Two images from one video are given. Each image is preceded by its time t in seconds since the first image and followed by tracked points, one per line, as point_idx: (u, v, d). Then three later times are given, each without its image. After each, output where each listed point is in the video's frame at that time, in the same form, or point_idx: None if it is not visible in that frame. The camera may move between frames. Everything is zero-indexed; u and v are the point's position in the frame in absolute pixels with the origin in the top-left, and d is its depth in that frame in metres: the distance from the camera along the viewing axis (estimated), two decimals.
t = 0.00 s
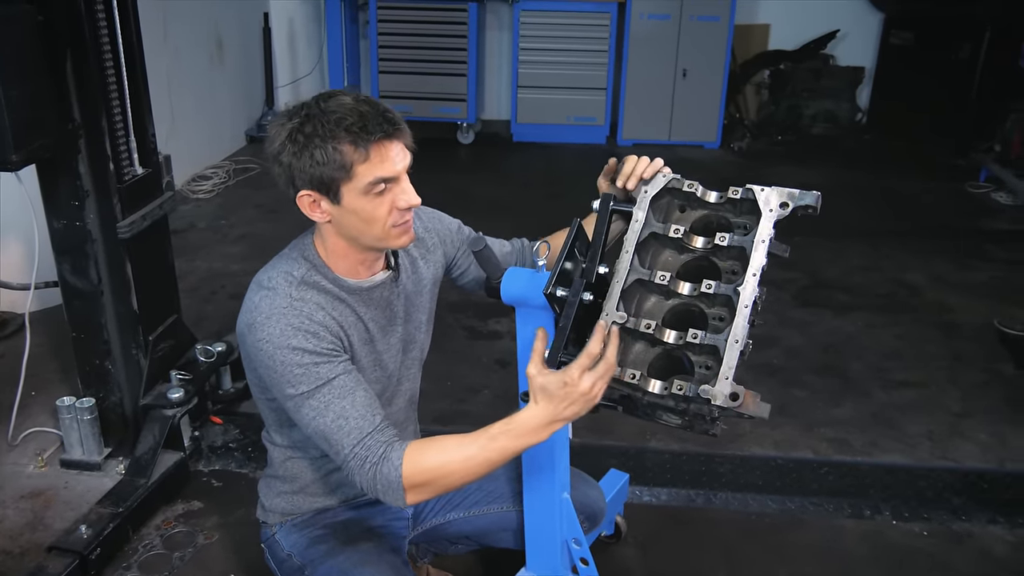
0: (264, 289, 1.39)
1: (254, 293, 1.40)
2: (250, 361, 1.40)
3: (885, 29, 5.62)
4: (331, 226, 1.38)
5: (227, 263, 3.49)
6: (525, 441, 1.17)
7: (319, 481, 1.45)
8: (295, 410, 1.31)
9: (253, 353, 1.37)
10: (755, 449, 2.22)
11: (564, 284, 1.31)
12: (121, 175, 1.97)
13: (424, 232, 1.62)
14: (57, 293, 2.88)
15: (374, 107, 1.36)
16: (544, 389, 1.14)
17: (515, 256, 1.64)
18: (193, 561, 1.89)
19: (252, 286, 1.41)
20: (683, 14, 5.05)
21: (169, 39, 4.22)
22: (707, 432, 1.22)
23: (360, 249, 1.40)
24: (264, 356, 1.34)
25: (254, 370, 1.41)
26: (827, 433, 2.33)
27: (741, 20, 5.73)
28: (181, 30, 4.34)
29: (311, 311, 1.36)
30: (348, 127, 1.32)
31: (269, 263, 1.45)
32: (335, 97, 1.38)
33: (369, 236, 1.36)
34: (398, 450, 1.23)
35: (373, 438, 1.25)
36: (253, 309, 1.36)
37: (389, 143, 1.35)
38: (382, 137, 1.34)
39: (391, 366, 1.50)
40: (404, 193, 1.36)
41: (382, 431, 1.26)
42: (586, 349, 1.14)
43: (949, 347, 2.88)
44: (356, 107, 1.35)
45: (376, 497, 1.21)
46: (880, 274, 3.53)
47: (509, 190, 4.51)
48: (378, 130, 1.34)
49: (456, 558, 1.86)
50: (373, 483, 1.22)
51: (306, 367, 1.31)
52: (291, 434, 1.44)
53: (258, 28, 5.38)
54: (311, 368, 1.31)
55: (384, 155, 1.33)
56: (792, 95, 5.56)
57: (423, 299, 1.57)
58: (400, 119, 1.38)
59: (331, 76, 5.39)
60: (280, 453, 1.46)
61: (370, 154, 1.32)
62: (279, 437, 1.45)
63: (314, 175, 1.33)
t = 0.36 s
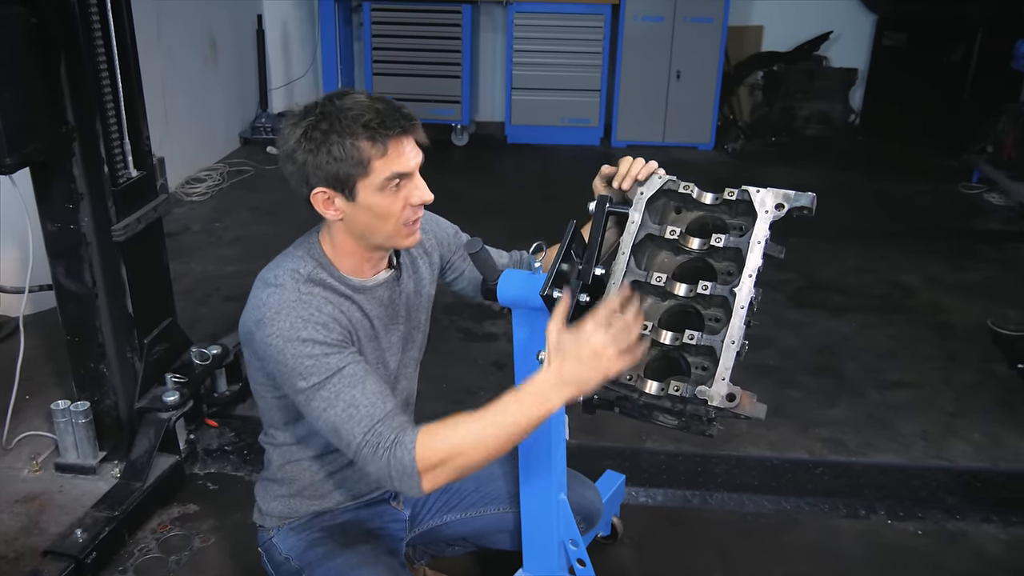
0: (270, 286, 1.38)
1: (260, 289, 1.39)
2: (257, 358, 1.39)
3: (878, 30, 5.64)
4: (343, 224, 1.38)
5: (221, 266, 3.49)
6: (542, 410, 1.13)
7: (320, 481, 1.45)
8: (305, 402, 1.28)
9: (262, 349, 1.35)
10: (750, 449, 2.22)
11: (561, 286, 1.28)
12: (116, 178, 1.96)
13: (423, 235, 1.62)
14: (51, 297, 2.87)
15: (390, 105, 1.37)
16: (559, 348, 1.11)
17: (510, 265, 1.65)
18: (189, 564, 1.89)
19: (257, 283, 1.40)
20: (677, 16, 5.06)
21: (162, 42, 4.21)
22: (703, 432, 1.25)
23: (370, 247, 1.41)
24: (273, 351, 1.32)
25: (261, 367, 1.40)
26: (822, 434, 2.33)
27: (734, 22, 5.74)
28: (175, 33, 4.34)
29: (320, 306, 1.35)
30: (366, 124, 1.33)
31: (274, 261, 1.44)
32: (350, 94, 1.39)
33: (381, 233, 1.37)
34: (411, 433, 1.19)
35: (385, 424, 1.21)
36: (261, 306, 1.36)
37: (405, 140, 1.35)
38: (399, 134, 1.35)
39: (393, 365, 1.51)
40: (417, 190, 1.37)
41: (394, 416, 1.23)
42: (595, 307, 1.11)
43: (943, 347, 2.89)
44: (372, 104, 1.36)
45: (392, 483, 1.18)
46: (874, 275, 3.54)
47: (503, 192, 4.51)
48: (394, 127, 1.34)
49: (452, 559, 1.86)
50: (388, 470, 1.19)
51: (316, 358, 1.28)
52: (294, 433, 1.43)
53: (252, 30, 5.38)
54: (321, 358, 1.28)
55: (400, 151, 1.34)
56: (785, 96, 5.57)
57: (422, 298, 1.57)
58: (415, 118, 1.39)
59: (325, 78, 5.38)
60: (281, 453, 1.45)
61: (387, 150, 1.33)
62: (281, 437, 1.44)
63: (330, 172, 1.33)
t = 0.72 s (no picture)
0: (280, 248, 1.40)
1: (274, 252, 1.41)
2: (269, 321, 1.40)
3: (871, 32, 5.66)
4: (356, 211, 1.41)
5: (216, 267, 3.48)
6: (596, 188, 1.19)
7: (323, 460, 1.43)
8: (319, 281, 1.25)
9: (271, 294, 1.35)
10: (747, 449, 2.23)
11: (562, 287, 1.32)
12: (113, 179, 1.96)
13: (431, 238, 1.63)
14: (47, 298, 2.86)
15: (408, 99, 1.39)
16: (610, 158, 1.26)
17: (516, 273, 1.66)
18: (187, 566, 1.88)
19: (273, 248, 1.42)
20: (671, 17, 5.07)
21: (156, 43, 4.21)
22: (703, 433, 1.25)
23: (381, 233, 1.44)
24: (282, 273, 1.32)
25: (272, 326, 1.40)
26: (818, 434, 2.34)
27: (728, 23, 5.76)
28: (169, 34, 4.33)
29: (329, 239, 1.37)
30: (385, 117, 1.35)
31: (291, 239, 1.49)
32: (370, 87, 1.41)
33: (393, 222, 1.39)
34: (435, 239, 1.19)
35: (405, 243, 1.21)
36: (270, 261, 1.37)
37: (422, 134, 1.37)
38: (416, 128, 1.37)
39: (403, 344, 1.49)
40: (430, 183, 1.38)
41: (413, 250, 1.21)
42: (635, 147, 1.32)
43: (937, 347, 2.91)
44: (392, 98, 1.38)
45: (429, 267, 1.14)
46: (868, 275, 3.55)
47: (499, 192, 4.52)
48: (412, 121, 1.36)
49: (451, 560, 1.86)
50: (420, 260, 1.16)
51: (328, 256, 1.27)
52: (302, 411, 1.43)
53: (246, 31, 5.37)
54: (334, 248, 1.29)
55: (416, 145, 1.36)
56: (779, 97, 5.59)
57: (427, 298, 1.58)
58: (432, 114, 1.41)
59: (320, 79, 5.38)
60: (288, 431, 1.45)
61: (403, 143, 1.35)
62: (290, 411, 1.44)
63: (347, 162, 1.35)
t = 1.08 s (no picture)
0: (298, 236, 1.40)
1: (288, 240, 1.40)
2: (281, 313, 1.40)
3: (866, 30, 5.68)
4: (365, 204, 1.41)
5: (214, 267, 3.48)
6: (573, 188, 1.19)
7: (330, 456, 1.43)
8: (321, 282, 1.23)
9: (282, 283, 1.34)
10: (747, 446, 2.24)
11: (566, 286, 1.33)
12: (114, 180, 1.96)
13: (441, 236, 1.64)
14: (46, 299, 2.86)
15: (414, 95, 1.40)
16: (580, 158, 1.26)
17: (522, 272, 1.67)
18: (190, 566, 1.89)
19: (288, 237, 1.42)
20: (667, 16, 5.08)
21: (153, 43, 4.20)
22: (707, 430, 1.26)
23: (390, 227, 1.44)
24: (290, 271, 1.31)
25: (281, 316, 1.40)
26: (817, 430, 2.35)
27: (723, 21, 5.77)
28: (165, 34, 4.32)
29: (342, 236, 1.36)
30: (391, 110, 1.36)
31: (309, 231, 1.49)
32: (379, 84, 1.42)
33: (400, 216, 1.39)
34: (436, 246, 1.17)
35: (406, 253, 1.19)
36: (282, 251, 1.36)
37: (428, 129, 1.38)
38: (421, 122, 1.37)
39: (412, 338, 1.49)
40: (436, 176, 1.38)
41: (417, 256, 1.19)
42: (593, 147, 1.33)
43: (934, 344, 2.92)
44: (399, 93, 1.39)
45: (426, 280, 1.12)
46: (865, 272, 3.57)
47: (496, 191, 4.52)
48: (417, 115, 1.37)
49: (455, 559, 1.86)
50: (418, 273, 1.14)
51: (337, 255, 1.26)
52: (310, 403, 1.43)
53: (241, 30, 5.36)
54: (340, 248, 1.28)
55: (421, 138, 1.36)
56: (774, 95, 5.60)
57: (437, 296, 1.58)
58: (438, 110, 1.42)
59: (316, 78, 5.37)
60: (296, 425, 1.45)
61: (408, 136, 1.35)
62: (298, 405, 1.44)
63: (354, 154, 1.35)
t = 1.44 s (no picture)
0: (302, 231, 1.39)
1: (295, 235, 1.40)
2: (286, 308, 1.39)
3: (857, 22, 5.69)
4: (365, 194, 1.42)
5: (210, 264, 3.47)
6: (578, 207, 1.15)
7: (337, 455, 1.43)
8: (326, 290, 1.22)
9: (289, 279, 1.34)
10: (747, 439, 2.25)
11: (572, 280, 1.33)
12: (111, 178, 1.95)
13: (444, 231, 1.63)
14: (42, 299, 2.84)
15: (407, 81, 1.40)
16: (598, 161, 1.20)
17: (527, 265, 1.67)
18: (194, 565, 1.88)
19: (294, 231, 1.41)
20: (660, 9, 5.08)
21: (144, 41, 4.18)
22: (713, 423, 1.26)
23: (392, 218, 1.43)
24: (296, 272, 1.31)
25: (287, 311, 1.39)
26: (816, 422, 2.36)
27: (715, 15, 5.78)
28: (156, 31, 4.30)
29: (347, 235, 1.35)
30: (382, 96, 1.36)
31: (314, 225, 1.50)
32: (372, 73, 1.43)
33: (398, 203, 1.39)
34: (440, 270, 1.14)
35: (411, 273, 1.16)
36: (288, 246, 1.36)
37: (422, 113, 1.38)
38: (413, 106, 1.37)
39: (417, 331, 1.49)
40: (432, 161, 1.38)
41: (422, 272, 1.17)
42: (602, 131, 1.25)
43: (930, 334, 2.94)
44: (391, 80, 1.39)
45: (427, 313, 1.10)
46: (860, 264, 3.58)
47: (491, 186, 4.51)
48: (409, 100, 1.37)
49: (461, 554, 1.86)
50: (420, 302, 1.12)
51: (344, 255, 1.25)
52: (316, 399, 1.43)
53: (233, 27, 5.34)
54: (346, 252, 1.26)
55: (415, 123, 1.36)
56: (766, 88, 5.61)
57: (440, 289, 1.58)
58: (433, 95, 1.42)
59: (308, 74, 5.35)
60: (301, 424, 1.45)
61: (401, 121, 1.35)
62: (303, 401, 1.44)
63: (350, 143, 1.37)
